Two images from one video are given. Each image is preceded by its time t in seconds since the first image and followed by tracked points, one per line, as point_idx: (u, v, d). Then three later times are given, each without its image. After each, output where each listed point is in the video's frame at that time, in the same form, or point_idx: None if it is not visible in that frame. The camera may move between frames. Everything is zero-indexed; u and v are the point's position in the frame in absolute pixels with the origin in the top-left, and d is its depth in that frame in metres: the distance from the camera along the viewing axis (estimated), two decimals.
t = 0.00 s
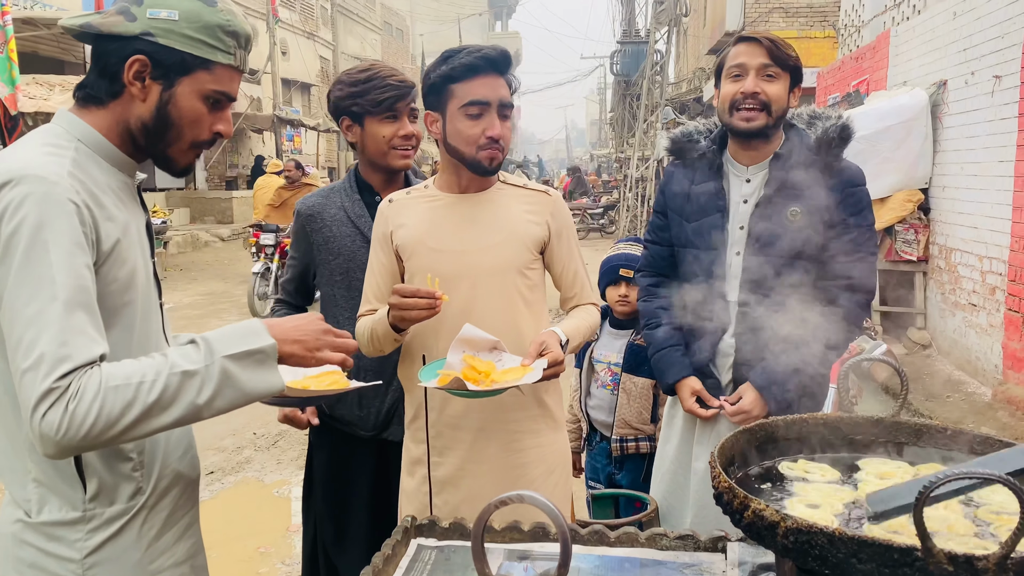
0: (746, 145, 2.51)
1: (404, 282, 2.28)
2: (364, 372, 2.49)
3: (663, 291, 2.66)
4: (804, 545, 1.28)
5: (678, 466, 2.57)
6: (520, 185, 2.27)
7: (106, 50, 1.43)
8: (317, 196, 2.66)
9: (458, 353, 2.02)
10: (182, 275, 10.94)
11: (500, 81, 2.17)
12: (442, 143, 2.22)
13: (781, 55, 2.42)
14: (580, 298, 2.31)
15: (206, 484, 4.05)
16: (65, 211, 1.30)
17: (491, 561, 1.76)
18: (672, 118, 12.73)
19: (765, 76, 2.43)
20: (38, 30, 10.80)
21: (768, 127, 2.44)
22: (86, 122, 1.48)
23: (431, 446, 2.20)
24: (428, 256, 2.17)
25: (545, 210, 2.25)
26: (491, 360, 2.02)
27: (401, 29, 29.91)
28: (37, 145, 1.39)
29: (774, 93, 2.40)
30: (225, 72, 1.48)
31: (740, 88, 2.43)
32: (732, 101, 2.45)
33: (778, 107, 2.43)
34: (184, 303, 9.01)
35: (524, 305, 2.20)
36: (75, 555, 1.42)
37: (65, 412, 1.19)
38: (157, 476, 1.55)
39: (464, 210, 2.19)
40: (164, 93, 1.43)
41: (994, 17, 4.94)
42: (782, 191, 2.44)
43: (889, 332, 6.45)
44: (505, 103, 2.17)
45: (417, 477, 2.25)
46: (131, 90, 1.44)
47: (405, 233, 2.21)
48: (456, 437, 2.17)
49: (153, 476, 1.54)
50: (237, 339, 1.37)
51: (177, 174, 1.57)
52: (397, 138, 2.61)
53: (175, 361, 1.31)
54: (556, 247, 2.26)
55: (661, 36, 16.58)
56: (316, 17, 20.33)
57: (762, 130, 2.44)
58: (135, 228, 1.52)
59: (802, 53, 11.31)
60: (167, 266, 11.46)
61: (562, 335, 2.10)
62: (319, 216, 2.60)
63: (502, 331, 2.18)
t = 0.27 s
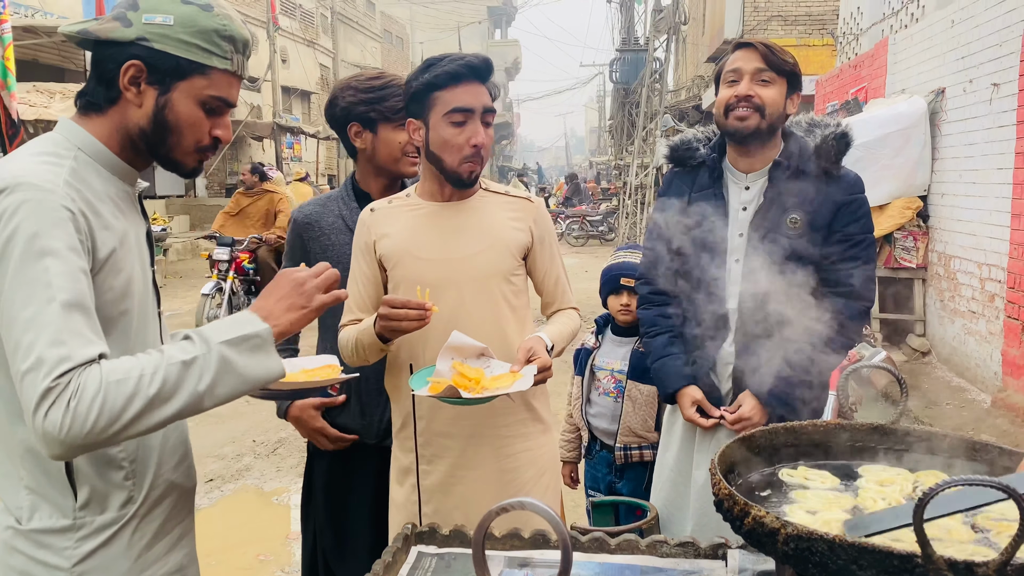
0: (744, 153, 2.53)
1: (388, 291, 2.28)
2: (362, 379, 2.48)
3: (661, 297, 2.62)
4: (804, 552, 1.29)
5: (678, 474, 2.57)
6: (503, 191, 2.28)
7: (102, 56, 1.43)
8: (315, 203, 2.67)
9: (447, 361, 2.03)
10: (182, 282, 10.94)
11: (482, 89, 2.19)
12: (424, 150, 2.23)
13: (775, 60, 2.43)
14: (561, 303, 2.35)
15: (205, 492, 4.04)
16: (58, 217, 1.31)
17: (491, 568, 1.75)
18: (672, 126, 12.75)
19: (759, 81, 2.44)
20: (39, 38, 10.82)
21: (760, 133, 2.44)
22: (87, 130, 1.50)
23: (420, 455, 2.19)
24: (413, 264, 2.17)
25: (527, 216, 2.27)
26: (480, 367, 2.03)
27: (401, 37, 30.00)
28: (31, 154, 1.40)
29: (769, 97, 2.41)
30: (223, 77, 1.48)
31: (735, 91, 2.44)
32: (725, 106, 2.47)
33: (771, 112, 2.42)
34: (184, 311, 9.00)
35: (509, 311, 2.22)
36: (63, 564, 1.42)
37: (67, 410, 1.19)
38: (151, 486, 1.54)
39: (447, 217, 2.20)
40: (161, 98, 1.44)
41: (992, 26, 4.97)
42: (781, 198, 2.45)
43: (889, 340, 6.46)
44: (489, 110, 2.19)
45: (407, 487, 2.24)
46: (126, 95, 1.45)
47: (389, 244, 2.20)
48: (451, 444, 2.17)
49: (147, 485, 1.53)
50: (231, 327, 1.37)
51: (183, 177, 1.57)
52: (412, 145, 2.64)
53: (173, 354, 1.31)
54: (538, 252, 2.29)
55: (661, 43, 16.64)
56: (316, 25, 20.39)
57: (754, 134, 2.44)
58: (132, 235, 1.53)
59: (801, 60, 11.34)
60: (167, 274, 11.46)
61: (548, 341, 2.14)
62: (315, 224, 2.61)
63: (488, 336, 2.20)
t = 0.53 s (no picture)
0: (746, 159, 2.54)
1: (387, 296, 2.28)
2: (363, 386, 2.46)
3: (663, 302, 2.65)
4: (804, 557, 1.29)
5: (680, 479, 2.57)
6: (500, 198, 2.29)
7: (104, 64, 1.43)
8: (321, 208, 2.69)
9: (447, 366, 2.03)
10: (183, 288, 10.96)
11: (480, 95, 2.20)
12: (423, 156, 2.24)
13: (761, 72, 2.40)
14: (561, 308, 2.36)
15: (205, 498, 4.04)
16: (60, 222, 1.29)
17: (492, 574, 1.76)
18: (673, 131, 12.76)
19: (744, 92, 2.44)
20: (41, 44, 10.85)
21: (748, 145, 2.48)
22: (88, 135, 1.49)
23: (419, 460, 2.19)
24: (413, 270, 2.18)
25: (526, 222, 2.28)
26: (480, 372, 2.03)
27: (402, 43, 30.08)
28: (31, 161, 1.39)
29: (752, 109, 2.41)
30: (226, 80, 1.46)
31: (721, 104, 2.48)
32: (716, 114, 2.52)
33: (756, 124, 2.42)
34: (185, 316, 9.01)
35: (507, 316, 2.22)
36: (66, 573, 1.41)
37: (92, 416, 1.18)
38: (153, 495, 1.53)
39: (446, 224, 2.21)
40: (164, 104, 1.42)
41: (991, 31, 4.99)
42: (782, 204, 2.46)
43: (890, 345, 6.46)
44: (485, 116, 2.20)
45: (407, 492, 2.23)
46: (131, 103, 1.44)
47: (388, 249, 2.20)
48: (451, 449, 2.17)
49: (149, 493, 1.52)
50: (239, 309, 1.36)
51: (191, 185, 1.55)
52: (411, 152, 2.64)
53: (187, 346, 1.30)
54: (536, 257, 2.30)
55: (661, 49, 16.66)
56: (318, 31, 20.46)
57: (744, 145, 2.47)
58: (134, 240, 1.53)
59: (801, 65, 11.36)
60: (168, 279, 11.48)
61: (547, 345, 2.14)
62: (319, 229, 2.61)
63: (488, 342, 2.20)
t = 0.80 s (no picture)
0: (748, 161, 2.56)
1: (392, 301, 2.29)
2: (364, 390, 2.47)
3: (667, 306, 2.68)
4: (806, 561, 1.29)
5: (681, 484, 2.57)
6: (506, 202, 2.30)
7: (115, 72, 1.39)
8: (325, 214, 2.69)
9: (452, 370, 2.02)
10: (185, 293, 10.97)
11: (483, 98, 2.20)
12: (428, 160, 2.26)
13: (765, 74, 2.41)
14: (566, 313, 2.35)
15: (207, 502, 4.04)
16: (74, 233, 1.26)
17: None
18: (673, 135, 12.77)
19: (747, 95, 2.45)
20: (43, 49, 10.91)
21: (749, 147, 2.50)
22: (100, 141, 1.46)
23: (422, 464, 2.19)
24: (418, 275, 2.18)
25: (531, 227, 2.28)
26: (486, 376, 2.03)
27: (403, 48, 30.15)
28: (42, 169, 1.35)
29: (757, 113, 2.43)
30: (241, 78, 1.44)
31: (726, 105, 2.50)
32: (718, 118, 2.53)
33: (762, 127, 2.44)
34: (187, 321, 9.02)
35: (512, 320, 2.21)
36: None
37: (121, 432, 1.18)
38: (170, 506, 1.49)
39: (452, 228, 2.21)
40: (181, 109, 1.40)
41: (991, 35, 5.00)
42: (784, 207, 2.46)
43: (891, 349, 6.45)
44: (490, 119, 2.20)
45: (411, 495, 2.23)
46: (146, 110, 1.41)
47: (394, 252, 2.22)
48: (454, 453, 2.17)
49: (166, 504, 1.48)
50: (256, 312, 1.36)
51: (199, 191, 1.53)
52: (380, 158, 2.68)
53: (209, 355, 1.29)
54: (541, 262, 2.30)
55: (662, 53, 16.68)
56: (319, 37, 20.53)
57: (748, 147, 2.49)
58: (146, 249, 1.51)
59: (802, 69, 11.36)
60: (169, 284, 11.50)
61: (552, 350, 2.14)
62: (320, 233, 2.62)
63: (492, 347, 2.20)
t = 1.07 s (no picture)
0: (750, 164, 2.55)
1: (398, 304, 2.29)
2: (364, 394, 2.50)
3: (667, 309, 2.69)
4: (807, 564, 1.28)
5: (682, 487, 2.57)
6: (512, 207, 2.30)
7: (130, 69, 1.31)
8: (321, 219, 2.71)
9: (457, 376, 2.04)
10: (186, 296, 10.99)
11: (490, 102, 2.20)
12: (433, 163, 2.26)
13: (767, 79, 2.42)
14: (570, 317, 2.36)
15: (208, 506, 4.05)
16: (108, 241, 1.20)
17: None
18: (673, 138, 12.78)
19: (750, 100, 2.46)
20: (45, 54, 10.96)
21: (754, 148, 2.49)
22: (118, 143, 1.38)
23: (427, 467, 2.19)
24: (423, 278, 2.18)
25: (537, 231, 2.28)
26: (489, 381, 2.04)
27: (404, 51, 30.22)
28: (65, 173, 1.28)
29: (760, 117, 2.43)
30: (259, 69, 1.38)
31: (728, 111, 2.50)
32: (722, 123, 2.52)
33: (765, 131, 2.44)
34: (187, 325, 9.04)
35: (517, 324, 2.21)
36: None
37: (178, 452, 1.16)
38: (205, 515, 1.44)
39: (458, 232, 2.21)
40: (202, 103, 1.33)
41: (991, 38, 5.00)
42: (786, 210, 2.46)
43: (892, 352, 6.45)
44: (495, 123, 2.21)
45: (416, 497, 2.23)
46: (166, 107, 1.33)
47: (399, 256, 2.22)
48: (458, 456, 2.17)
49: (201, 513, 1.42)
50: (288, 308, 1.32)
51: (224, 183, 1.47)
52: (362, 164, 2.69)
53: (250, 360, 1.26)
54: (547, 266, 2.29)
55: (662, 56, 16.70)
56: (320, 41, 20.59)
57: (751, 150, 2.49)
58: (173, 252, 1.44)
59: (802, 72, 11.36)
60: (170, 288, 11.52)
61: (557, 354, 2.15)
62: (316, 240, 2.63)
63: (497, 351, 2.20)
